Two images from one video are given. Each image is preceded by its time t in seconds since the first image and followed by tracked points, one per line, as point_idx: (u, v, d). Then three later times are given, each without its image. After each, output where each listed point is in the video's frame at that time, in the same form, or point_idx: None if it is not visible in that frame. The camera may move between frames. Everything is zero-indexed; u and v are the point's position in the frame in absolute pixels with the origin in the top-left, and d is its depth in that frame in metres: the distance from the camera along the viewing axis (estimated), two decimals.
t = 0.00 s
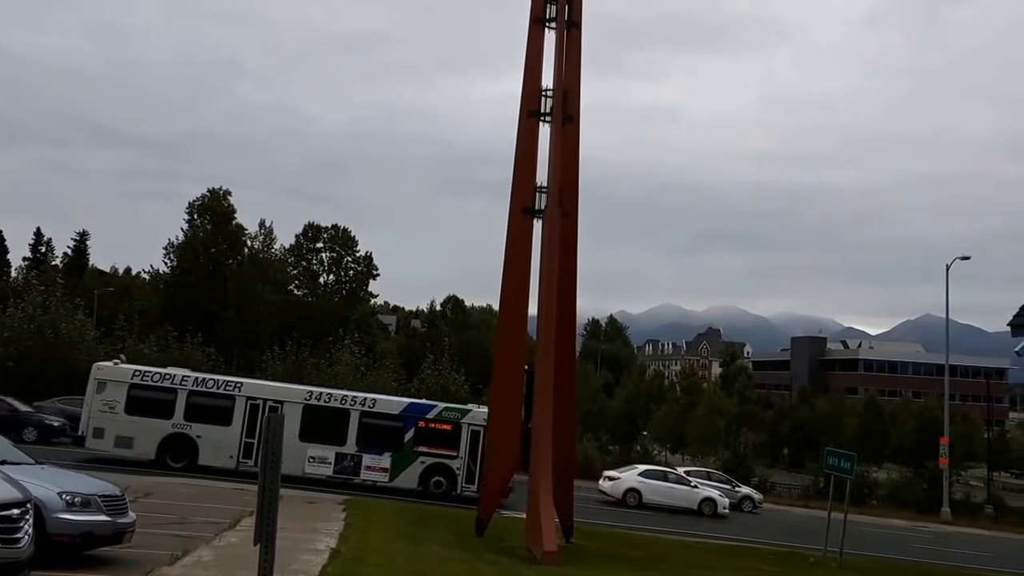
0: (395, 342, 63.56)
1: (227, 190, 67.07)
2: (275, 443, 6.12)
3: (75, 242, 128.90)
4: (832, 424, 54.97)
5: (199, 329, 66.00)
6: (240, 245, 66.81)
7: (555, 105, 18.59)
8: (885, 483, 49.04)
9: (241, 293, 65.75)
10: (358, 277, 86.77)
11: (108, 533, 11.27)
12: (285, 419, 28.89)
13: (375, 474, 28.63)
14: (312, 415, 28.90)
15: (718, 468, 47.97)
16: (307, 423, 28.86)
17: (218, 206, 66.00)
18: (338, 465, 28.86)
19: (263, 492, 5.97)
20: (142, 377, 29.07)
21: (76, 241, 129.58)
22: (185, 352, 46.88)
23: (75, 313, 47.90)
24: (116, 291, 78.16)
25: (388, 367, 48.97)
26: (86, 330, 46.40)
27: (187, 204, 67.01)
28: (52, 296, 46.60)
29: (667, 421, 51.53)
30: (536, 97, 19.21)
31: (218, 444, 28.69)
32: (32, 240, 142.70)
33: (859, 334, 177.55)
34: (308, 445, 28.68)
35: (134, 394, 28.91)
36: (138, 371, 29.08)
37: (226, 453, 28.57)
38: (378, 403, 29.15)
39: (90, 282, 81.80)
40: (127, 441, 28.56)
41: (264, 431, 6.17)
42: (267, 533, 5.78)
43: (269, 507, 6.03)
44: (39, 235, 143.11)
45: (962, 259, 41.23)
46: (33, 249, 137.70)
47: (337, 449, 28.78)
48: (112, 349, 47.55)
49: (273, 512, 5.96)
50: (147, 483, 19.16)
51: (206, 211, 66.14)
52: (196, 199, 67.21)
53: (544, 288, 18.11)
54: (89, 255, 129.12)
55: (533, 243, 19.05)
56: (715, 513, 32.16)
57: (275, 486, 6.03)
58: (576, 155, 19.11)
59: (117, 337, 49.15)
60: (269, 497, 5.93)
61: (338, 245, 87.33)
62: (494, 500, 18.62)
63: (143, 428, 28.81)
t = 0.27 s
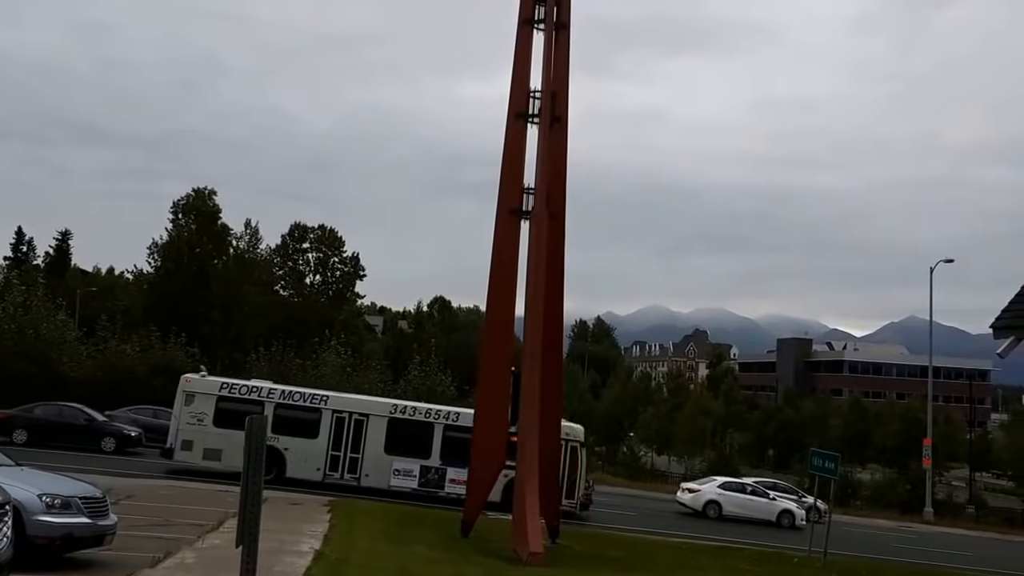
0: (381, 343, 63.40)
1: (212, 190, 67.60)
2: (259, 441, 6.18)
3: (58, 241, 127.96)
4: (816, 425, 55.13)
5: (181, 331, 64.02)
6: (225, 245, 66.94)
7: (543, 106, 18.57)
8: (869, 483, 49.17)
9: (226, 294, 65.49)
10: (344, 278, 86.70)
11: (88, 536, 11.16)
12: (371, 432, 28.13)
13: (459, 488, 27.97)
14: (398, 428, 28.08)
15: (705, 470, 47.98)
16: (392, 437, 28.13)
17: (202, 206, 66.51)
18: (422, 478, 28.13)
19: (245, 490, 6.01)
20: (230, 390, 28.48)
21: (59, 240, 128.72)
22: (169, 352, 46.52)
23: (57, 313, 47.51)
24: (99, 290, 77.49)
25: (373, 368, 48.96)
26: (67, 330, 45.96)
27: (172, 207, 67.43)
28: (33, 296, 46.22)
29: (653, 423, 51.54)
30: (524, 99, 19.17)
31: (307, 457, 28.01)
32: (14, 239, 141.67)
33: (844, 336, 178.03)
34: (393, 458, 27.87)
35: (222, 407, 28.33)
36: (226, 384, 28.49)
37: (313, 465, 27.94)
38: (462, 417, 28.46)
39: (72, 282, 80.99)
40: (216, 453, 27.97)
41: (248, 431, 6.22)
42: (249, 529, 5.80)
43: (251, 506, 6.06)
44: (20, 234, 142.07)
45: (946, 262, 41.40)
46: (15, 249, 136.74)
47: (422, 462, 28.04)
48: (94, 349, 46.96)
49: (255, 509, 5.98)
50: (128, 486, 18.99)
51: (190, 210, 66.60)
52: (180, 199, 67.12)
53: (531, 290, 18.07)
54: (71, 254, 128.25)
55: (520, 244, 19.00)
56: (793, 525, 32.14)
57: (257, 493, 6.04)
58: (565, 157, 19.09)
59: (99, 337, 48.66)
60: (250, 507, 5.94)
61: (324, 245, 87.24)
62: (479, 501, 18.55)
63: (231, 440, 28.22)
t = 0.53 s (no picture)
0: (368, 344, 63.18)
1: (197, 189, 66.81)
2: (240, 444, 5.99)
3: (40, 240, 126.97)
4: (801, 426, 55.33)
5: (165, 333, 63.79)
6: (211, 244, 66.91)
7: (531, 107, 18.51)
8: (853, 483, 49.31)
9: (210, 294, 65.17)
10: (330, 279, 86.60)
11: (69, 538, 11.05)
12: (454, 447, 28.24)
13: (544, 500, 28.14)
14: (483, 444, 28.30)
15: (691, 471, 48.03)
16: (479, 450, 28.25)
17: (186, 206, 65.96)
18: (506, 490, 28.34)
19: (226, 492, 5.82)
20: (319, 404, 28.39)
21: (41, 239, 127.79)
22: (152, 351, 46.07)
23: (38, 314, 47.13)
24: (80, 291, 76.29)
25: (359, 369, 48.91)
26: (49, 331, 45.58)
27: (155, 206, 66.73)
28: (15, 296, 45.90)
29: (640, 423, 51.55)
30: (512, 99, 19.10)
31: (394, 471, 28.00)
32: None
33: (829, 337, 178.62)
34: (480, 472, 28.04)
35: (310, 421, 28.23)
36: (315, 398, 28.43)
37: (401, 479, 27.94)
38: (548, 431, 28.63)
39: (54, 281, 80.15)
40: (306, 466, 27.84)
41: (229, 433, 6.02)
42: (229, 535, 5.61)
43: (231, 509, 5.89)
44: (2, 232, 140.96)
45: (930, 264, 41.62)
46: None
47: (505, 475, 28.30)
48: (76, 350, 45.54)
49: (235, 514, 5.80)
50: (109, 487, 18.84)
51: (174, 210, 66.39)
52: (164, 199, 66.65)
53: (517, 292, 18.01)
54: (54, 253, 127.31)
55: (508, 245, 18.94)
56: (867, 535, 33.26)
57: (238, 491, 5.88)
58: (553, 159, 19.04)
59: (81, 337, 48.18)
60: (231, 507, 5.78)
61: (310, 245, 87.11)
62: (464, 502, 18.50)
63: (321, 452, 28.12)
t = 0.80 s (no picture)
0: (353, 344, 62.89)
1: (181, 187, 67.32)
2: (219, 445, 5.84)
3: (22, 240, 125.93)
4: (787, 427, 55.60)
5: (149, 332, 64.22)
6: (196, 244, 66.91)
7: (518, 108, 18.43)
8: (837, 482, 49.44)
9: (193, 294, 64.08)
10: (316, 279, 86.49)
11: (48, 540, 10.92)
12: (542, 459, 28.36)
13: (627, 513, 28.37)
14: (571, 456, 28.52)
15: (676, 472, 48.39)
16: (564, 463, 28.48)
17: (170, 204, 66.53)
18: (593, 503, 28.47)
19: (203, 491, 5.69)
20: (408, 418, 28.20)
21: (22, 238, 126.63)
22: (134, 351, 45.58)
23: (17, 314, 46.80)
24: (63, 290, 75.53)
25: (345, 370, 48.76)
26: (29, 331, 45.23)
27: (138, 206, 67.09)
28: None
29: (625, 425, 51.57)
30: (499, 99, 19.06)
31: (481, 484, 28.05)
32: None
33: (815, 340, 179.00)
34: (565, 483, 28.23)
35: (401, 436, 28.13)
36: (404, 413, 28.26)
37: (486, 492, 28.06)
38: (629, 444, 28.90)
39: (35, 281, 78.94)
40: (396, 481, 27.79)
41: (207, 434, 5.86)
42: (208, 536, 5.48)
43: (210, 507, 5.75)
44: None
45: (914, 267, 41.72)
46: None
47: (592, 487, 28.41)
48: (57, 350, 45.21)
49: (214, 513, 5.67)
50: (90, 489, 18.64)
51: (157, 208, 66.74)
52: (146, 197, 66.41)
53: (504, 293, 17.94)
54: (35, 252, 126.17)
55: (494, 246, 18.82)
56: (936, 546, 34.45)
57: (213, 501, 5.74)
58: (541, 160, 18.99)
59: (62, 338, 47.70)
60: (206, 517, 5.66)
61: (296, 245, 86.99)
62: (450, 503, 18.43)
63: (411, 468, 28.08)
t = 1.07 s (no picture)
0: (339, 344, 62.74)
1: (164, 186, 66.49)
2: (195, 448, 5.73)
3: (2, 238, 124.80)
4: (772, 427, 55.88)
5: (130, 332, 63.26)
6: (179, 242, 66.18)
7: (504, 108, 18.37)
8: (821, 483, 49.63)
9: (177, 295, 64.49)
10: (302, 279, 86.32)
11: (26, 542, 10.77)
12: (627, 472, 28.68)
13: (709, 525, 28.75)
14: (654, 469, 28.82)
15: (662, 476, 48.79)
16: (648, 476, 28.75)
17: (153, 203, 65.10)
18: (675, 514, 28.81)
19: (181, 494, 5.62)
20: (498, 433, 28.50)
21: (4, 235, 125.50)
22: (116, 351, 45.12)
23: None
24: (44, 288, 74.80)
25: (330, 371, 48.63)
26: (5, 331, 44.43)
27: (121, 204, 65.92)
28: None
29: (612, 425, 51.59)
30: (485, 100, 19.00)
31: (570, 497, 28.51)
32: None
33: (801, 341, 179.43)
34: (650, 496, 28.59)
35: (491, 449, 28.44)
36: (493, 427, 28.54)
37: (575, 505, 28.46)
38: (710, 455, 29.21)
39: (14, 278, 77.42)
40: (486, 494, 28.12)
41: (183, 438, 5.74)
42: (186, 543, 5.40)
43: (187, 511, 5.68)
44: None
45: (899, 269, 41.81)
46: None
47: (675, 500, 28.74)
48: (36, 351, 44.74)
49: (191, 518, 5.63)
50: (67, 490, 18.47)
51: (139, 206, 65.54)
52: (127, 197, 65.79)
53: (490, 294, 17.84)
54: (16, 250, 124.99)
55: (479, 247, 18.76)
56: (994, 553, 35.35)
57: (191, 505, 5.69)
58: (527, 161, 18.93)
59: (42, 339, 47.06)
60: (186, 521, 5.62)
61: (282, 245, 86.80)
62: (435, 505, 18.34)
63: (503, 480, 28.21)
